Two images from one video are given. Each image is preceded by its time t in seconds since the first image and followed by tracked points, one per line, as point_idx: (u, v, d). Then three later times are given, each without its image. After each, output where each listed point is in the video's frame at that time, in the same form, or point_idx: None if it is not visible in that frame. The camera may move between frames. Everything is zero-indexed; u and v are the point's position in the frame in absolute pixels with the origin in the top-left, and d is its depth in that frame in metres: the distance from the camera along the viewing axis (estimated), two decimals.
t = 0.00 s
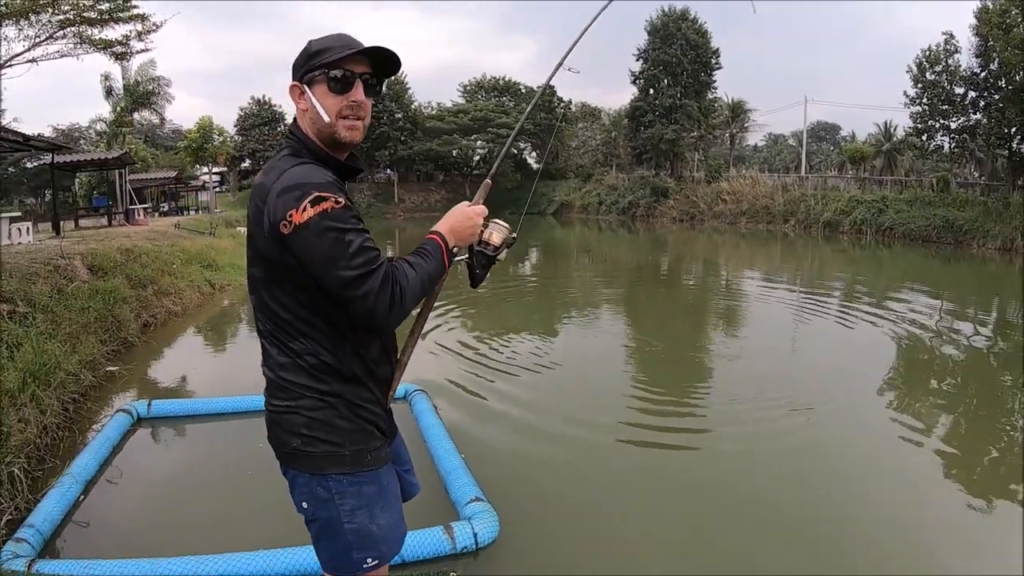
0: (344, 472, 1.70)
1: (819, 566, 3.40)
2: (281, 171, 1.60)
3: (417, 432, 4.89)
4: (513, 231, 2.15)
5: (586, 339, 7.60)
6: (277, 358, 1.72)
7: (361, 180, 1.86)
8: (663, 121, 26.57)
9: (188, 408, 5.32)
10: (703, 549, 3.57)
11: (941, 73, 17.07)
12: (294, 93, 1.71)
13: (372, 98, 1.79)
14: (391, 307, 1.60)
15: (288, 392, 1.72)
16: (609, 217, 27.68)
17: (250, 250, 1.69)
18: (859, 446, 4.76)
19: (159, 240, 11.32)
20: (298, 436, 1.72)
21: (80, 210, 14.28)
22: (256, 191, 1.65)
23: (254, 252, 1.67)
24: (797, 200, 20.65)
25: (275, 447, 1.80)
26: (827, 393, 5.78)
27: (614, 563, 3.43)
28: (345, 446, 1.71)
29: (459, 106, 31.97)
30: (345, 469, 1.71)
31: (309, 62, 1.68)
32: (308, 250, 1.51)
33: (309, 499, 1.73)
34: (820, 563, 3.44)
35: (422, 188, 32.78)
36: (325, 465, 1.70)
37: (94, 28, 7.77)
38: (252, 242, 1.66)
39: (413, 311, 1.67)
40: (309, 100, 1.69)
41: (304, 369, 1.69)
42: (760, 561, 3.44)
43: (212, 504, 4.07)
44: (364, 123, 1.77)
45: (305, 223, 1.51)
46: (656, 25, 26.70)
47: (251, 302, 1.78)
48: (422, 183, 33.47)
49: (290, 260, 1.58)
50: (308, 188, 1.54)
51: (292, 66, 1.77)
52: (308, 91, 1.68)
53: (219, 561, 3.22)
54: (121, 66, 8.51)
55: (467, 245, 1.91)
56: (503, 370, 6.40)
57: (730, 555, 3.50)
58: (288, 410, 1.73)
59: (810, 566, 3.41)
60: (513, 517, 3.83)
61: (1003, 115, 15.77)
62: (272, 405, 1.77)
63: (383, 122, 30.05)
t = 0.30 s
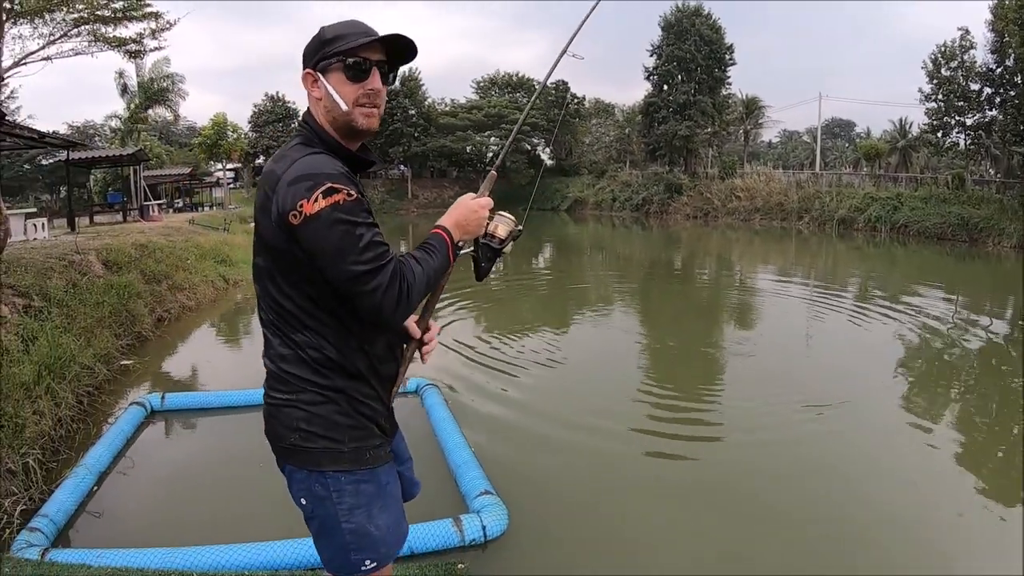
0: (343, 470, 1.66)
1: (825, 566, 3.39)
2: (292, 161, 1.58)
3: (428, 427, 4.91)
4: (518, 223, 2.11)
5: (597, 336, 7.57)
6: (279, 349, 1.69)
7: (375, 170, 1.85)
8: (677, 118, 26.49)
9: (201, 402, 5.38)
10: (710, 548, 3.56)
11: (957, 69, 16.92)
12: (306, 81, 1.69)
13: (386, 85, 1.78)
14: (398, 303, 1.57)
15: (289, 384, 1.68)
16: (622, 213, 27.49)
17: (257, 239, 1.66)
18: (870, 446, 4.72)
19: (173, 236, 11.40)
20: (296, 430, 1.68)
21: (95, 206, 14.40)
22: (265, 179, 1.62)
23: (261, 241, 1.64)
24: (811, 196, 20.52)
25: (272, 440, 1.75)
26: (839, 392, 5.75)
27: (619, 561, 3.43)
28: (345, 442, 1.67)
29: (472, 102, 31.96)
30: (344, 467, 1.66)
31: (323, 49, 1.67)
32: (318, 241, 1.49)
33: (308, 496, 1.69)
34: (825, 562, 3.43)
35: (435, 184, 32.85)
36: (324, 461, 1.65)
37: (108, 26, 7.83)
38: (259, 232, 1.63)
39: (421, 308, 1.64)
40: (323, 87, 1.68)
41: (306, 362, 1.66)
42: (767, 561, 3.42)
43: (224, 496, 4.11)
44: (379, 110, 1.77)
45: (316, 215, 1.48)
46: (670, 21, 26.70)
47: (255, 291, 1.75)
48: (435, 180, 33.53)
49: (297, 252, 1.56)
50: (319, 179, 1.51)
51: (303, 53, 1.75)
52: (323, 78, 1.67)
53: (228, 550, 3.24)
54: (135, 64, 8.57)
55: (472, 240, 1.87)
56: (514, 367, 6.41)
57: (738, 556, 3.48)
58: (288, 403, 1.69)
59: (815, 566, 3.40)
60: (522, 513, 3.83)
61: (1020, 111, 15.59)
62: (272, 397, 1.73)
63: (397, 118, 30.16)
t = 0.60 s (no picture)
0: (328, 467, 1.59)
1: (826, 566, 3.38)
2: (301, 153, 1.52)
3: (433, 420, 4.91)
4: (553, 233, 2.10)
5: (602, 332, 7.54)
6: (270, 341, 1.64)
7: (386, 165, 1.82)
8: (685, 113, 26.40)
9: (208, 392, 5.40)
10: (711, 546, 3.55)
11: (967, 67, 16.82)
12: (328, 68, 1.63)
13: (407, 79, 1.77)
14: (401, 308, 1.52)
15: (278, 376, 1.63)
16: (630, 208, 27.46)
17: (256, 225, 1.60)
18: (875, 446, 4.69)
19: (181, 228, 11.45)
20: (281, 423, 1.63)
21: (103, 197, 14.46)
22: (270, 167, 1.57)
23: (260, 228, 1.59)
24: (820, 193, 20.45)
25: (254, 428, 1.70)
26: (846, 391, 5.72)
27: (621, 558, 3.42)
28: (326, 441, 1.60)
29: (480, 96, 31.88)
30: (326, 465, 1.60)
31: (350, 36, 1.62)
32: (322, 240, 1.44)
33: (295, 488, 1.64)
34: (827, 561, 3.41)
35: (443, 177, 32.91)
36: (305, 458, 1.60)
37: (116, 19, 7.84)
38: (259, 220, 1.58)
39: (426, 313, 1.59)
40: (348, 75, 1.63)
41: (298, 356, 1.61)
42: (769, 561, 3.41)
43: (228, 487, 4.12)
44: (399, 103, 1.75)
45: (321, 212, 1.43)
46: (680, 16, 26.63)
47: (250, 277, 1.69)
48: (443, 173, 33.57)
49: (298, 246, 1.51)
50: (327, 176, 1.46)
51: (317, 35, 1.68)
52: (348, 66, 1.62)
53: (232, 540, 3.25)
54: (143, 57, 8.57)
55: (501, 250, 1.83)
56: (518, 362, 6.41)
57: (740, 554, 3.47)
58: (275, 394, 1.63)
59: (817, 565, 3.38)
60: (526, 508, 3.84)
61: None
62: (257, 385, 1.68)
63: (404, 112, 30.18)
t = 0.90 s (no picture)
0: (322, 471, 1.59)
1: (827, 563, 3.39)
2: (302, 153, 1.49)
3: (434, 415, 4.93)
4: (549, 243, 2.05)
5: (605, 329, 7.53)
6: (265, 341, 1.61)
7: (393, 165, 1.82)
8: (690, 110, 26.34)
9: (211, 386, 5.42)
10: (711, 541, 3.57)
11: (973, 66, 16.76)
12: (343, 65, 1.61)
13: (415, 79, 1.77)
14: (391, 321, 1.48)
15: (273, 376, 1.61)
16: (634, 205, 27.40)
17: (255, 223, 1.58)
18: (878, 445, 4.67)
19: (185, 222, 11.46)
20: (275, 423, 1.62)
21: (108, 191, 14.49)
22: (272, 164, 1.54)
23: (258, 226, 1.56)
24: (824, 191, 20.41)
25: (250, 426, 1.69)
26: (850, 389, 5.71)
27: (621, 553, 3.43)
28: (319, 444, 1.59)
29: (485, 91, 31.76)
30: (319, 468, 1.59)
31: (368, 34, 1.60)
32: (316, 245, 1.41)
33: (290, 486, 1.63)
34: (827, 559, 3.42)
35: (447, 173, 32.91)
36: (299, 460, 1.59)
37: (121, 13, 7.84)
38: (258, 218, 1.56)
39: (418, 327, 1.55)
40: (363, 74, 1.62)
41: (293, 359, 1.58)
42: (770, 558, 3.42)
43: (231, 481, 4.13)
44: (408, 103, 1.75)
45: (317, 217, 1.41)
46: (685, 13, 26.58)
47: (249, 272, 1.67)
48: (448, 169, 33.56)
49: (294, 249, 1.48)
50: (326, 180, 1.43)
51: (329, 31, 1.65)
52: (364, 64, 1.60)
53: (235, 534, 3.25)
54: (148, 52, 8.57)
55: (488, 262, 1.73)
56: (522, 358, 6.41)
57: (742, 551, 3.48)
58: (269, 395, 1.62)
59: (817, 563, 3.39)
60: (528, 505, 3.83)
61: None
62: (252, 385, 1.66)
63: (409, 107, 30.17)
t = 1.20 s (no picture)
0: (342, 471, 1.59)
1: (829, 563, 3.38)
2: (294, 149, 1.49)
3: (440, 413, 4.94)
4: (536, 215, 1.95)
5: (608, 328, 7.53)
6: (270, 345, 1.61)
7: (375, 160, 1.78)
8: (695, 109, 26.29)
9: (215, 383, 5.44)
10: (712, 540, 3.58)
11: (978, 66, 16.70)
12: (361, 59, 1.55)
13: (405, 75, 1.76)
14: (380, 319, 1.44)
15: (281, 382, 1.60)
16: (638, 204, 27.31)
17: (253, 228, 1.58)
18: (882, 445, 4.67)
19: (189, 218, 11.48)
20: (289, 430, 1.60)
21: (112, 187, 14.51)
22: (267, 164, 1.54)
23: (256, 228, 1.56)
24: (829, 191, 20.36)
25: (263, 435, 1.69)
26: (854, 389, 5.70)
27: (622, 553, 3.43)
28: (336, 446, 1.58)
29: (489, 89, 31.71)
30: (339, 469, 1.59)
31: (391, 32, 1.56)
32: (307, 241, 1.40)
33: (307, 492, 1.62)
34: (830, 560, 3.41)
35: (451, 170, 32.90)
36: (317, 463, 1.58)
37: (126, 10, 7.85)
38: (255, 221, 1.56)
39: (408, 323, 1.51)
40: (381, 71, 1.57)
41: (297, 362, 1.57)
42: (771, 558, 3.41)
43: (236, 480, 4.13)
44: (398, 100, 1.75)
45: (306, 214, 1.40)
46: (690, 12, 26.54)
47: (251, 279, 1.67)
48: (451, 167, 33.57)
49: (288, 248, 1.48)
50: (316, 175, 1.42)
51: (341, 19, 1.55)
52: (383, 61, 1.56)
53: (240, 530, 3.27)
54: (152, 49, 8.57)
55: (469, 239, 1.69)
56: (525, 357, 6.41)
57: (743, 550, 3.48)
58: (279, 401, 1.61)
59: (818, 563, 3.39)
60: (531, 505, 3.83)
61: None
62: (262, 392, 1.65)
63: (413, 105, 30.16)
